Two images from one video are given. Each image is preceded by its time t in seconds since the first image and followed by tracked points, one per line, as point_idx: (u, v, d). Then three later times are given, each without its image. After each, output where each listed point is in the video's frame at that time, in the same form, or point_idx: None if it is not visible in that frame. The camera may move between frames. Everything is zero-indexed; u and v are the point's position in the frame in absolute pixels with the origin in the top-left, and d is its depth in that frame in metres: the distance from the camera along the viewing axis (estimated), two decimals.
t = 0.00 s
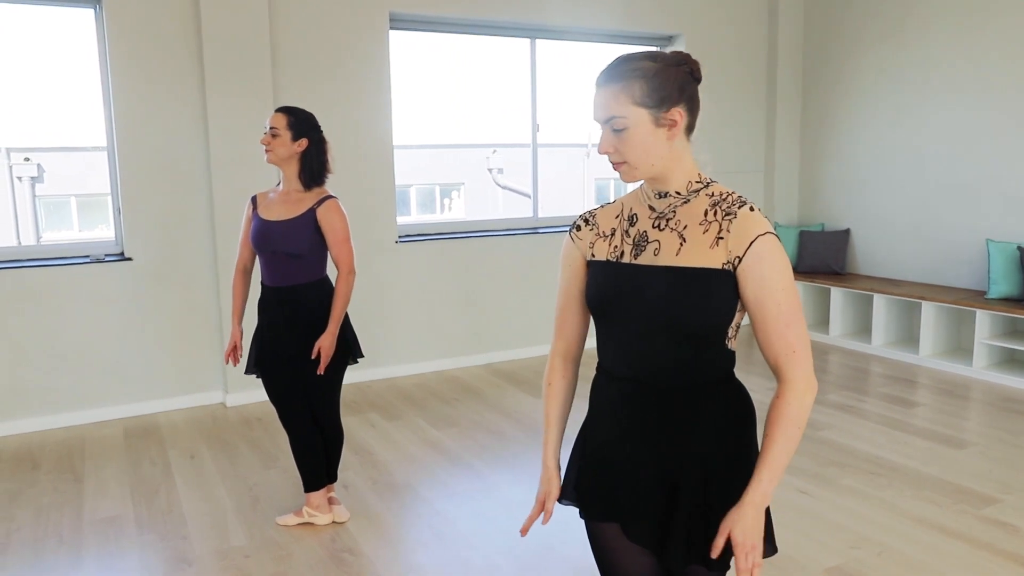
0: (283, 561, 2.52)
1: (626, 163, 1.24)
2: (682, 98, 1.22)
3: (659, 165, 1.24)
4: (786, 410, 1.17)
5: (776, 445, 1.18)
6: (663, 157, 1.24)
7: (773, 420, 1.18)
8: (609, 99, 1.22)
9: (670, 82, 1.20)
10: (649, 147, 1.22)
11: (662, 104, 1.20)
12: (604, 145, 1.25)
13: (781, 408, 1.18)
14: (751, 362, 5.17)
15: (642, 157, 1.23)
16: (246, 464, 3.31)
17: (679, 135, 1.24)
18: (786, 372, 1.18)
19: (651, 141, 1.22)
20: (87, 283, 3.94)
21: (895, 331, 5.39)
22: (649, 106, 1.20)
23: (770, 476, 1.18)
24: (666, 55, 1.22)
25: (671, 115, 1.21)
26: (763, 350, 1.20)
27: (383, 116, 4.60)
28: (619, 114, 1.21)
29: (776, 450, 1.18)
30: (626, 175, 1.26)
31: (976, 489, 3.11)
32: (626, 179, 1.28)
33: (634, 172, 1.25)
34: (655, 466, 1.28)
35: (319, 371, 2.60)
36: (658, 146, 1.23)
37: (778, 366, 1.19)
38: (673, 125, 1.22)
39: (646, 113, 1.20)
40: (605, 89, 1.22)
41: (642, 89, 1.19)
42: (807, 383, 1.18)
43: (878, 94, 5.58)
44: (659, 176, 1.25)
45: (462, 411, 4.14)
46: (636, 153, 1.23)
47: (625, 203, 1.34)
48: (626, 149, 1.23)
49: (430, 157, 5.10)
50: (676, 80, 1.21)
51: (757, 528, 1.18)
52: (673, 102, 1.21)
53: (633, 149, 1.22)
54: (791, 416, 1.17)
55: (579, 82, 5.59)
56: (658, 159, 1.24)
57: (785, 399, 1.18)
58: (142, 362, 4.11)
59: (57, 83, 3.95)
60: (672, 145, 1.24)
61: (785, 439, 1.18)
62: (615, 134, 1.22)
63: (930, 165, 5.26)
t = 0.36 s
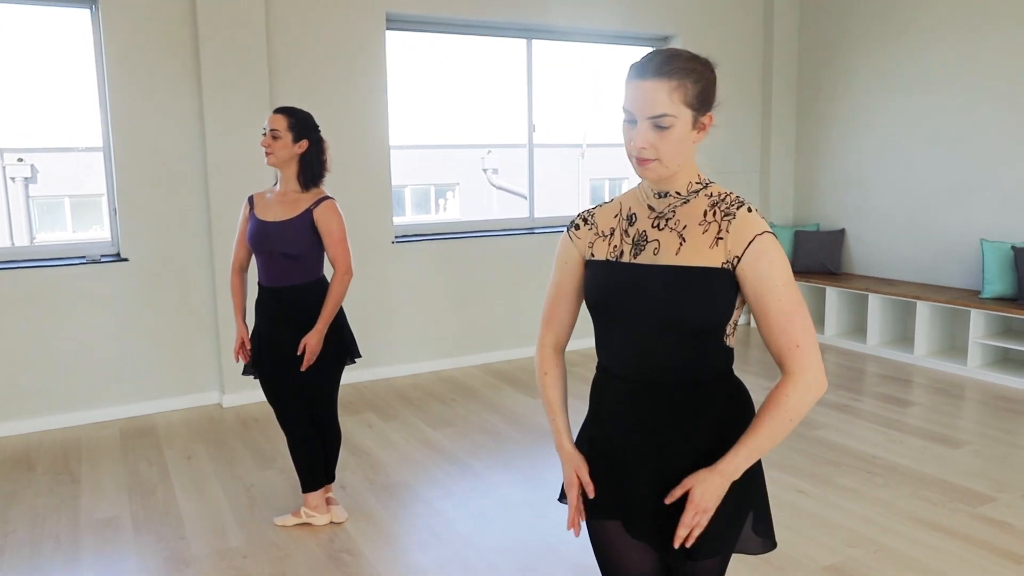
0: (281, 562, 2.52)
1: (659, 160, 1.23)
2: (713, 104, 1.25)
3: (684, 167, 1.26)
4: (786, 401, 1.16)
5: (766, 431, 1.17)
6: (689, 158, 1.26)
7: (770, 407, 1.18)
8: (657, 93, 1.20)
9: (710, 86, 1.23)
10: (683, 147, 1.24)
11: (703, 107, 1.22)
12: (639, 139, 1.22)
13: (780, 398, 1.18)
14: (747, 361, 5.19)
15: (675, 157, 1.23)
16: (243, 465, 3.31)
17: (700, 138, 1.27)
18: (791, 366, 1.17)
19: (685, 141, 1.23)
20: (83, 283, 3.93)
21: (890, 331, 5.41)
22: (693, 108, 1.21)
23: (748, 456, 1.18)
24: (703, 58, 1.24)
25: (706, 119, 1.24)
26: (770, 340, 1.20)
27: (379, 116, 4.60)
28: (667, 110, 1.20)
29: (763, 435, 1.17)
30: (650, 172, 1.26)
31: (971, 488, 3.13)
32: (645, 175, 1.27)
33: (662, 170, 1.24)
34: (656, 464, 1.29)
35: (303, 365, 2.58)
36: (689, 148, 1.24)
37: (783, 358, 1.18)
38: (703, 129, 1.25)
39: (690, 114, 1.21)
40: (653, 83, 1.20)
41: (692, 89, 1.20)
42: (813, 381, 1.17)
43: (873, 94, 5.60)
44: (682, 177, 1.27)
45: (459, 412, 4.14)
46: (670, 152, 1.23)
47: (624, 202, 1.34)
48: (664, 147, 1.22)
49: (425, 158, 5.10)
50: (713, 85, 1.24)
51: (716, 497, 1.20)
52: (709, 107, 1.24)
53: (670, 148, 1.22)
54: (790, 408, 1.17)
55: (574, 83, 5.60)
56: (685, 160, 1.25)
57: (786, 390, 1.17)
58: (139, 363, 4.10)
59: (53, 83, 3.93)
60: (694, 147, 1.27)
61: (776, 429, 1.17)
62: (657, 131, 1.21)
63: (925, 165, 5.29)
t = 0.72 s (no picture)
0: (256, 564, 2.51)
1: (645, 158, 1.28)
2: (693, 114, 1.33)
3: (662, 170, 1.31)
4: (757, 389, 1.17)
5: (736, 418, 1.18)
6: (667, 162, 1.32)
7: (741, 396, 1.18)
8: (656, 93, 1.25)
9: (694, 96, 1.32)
10: (667, 148, 1.30)
11: (689, 113, 1.30)
12: (632, 135, 1.26)
13: (752, 386, 1.18)
14: (720, 359, 5.26)
15: (659, 157, 1.29)
16: (217, 467, 3.29)
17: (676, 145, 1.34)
18: (765, 356, 1.18)
19: (669, 144, 1.29)
20: (52, 286, 3.87)
21: (859, 329, 5.51)
22: (683, 112, 1.28)
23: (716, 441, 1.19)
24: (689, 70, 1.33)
25: (687, 125, 1.31)
26: (745, 331, 1.21)
27: (354, 116, 4.59)
28: (663, 110, 1.26)
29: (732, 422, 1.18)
30: (634, 169, 1.29)
31: (937, 481, 3.21)
32: (623, 173, 1.30)
33: (646, 168, 1.29)
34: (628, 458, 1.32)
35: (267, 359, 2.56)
36: (670, 151, 1.31)
37: (756, 349, 1.19)
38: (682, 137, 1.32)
39: (680, 118, 1.28)
40: (653, 83, 1.25)
41: (684, 93, 1.28)
42: (787, 372, 1.17)
43: (842, 97, 5.71)
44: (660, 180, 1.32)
45: (435, 412, 4.15)
46: (656, 152, 1.28)
47: (594, 201, 1.37)
48: (653, 145, 1.27)
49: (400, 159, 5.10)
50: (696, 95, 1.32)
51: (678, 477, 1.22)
52: (690, 115, 1.32)
53: (658, 147, 1.28)
54: (761, 396, 1.17)
55: (549, 84, 5.63)
56: (665, 163, 1.31)
57: (759, 379, 1.18)
58: (110, 366, 4.05)
59: (21, 82, 3.88)
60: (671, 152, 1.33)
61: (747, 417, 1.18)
62: (651, 128, 1.26)
63: (892, 166, 5.40)
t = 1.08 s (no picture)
0: (233, 564, 2.54)
1: (618, 165, 1.34)
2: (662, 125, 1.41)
3: (631, 177, 1.38)
4: (716, 373, 1.19)
5: (696, 400, 1.19)
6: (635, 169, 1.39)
7: (702, 381, 1.20)
8: (634, 103, 1.32)
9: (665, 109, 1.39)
10: (638, 156, 1.36)
11: (660, 125, 1.37)
12: (608, 142, 1.32)
13: (712, 371, 1.20)
14: (691, 359, 5.35)
15: (630, 164, 1.36)
16: (193, 469, 3.30)
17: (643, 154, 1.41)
18: (724, 347, 1.21)
19: (640, 152, 1.36)
20: (23, 289, 3.85)
21: (826, 328, 5.64)
22: (655, 124, 1.36)
23: (676, 426, 1.18)
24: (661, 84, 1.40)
25: (656, 136, 1.39)
26: (704, 324, 1.24)
27: (328, 119, 4.61)
28: (640, 120, 1.32)
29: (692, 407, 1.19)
30: (607, 174, 1.35)
31: (899, 474, 3.31)
32: (594, 178, 1.36)
33: (617, 174, 1.35)
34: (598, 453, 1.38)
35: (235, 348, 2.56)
36: (640, 159, 1.38)
37: (716, 339, 1.23)
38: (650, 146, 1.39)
39: (652, 129, 1.35)
40: (631, 93, 1.31)
41: (658, 106, 1.35)
42: (745, 361, 1.21)
43: (809, 101, 5.85)
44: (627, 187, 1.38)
45: (410, 413, 4.18)
46: (628, 159, 1.35)
47: (563, 205, 1.43)
48: (626, 153, 1.34)
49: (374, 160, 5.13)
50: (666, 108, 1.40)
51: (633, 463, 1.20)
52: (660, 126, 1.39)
53: (630, 155, 1.35)
54: (720, 382, 1.19)
55: (522, 86, 5.69)
56: (633, 171, 1.38)
57: (719, 370, 1.20)
58: (83, 369, 4.03)
59: None
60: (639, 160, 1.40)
61: (707, 403, 1.19)
62: (625, 137, 1.32)
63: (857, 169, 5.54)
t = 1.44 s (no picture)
0: (228, 561, 2.59)
1: (602, 173, 1.41)
2: (644, 136, 1.48)
3: (613, 184, 1.45)
4: (687, 359, 1.25)
5: (668, 384, 1.24)
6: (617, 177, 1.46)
7: (674, 364, 1.26)
8: (618, 114, 1.39)
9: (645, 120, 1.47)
10: (619, 165, 1.44)
11: (642, 134, 1.45)
12: (592, 151, 1.40)
13: (684, 359, 1.26)
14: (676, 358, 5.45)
15: (613, 172, 1.43)
16: (187, 469, 3.35)
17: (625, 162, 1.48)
18: (697, 332, 1.27)
19: (623, 161, 1.44)
20: (14, 292, 3.87)
21: (809, 327, 5.74)
22: (637, 133, 1.43)
23: (649, 404, 1.23)
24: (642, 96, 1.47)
25: (638, 145, 1.46)
26: (677, 316, 1.31)
27: (317, 122, 4.66)
28: (623, 130, 1.39)
29: (665, 387, 1.24)
30: (591, 181, 1.42)
31: (877, 469, 3.40)
32: (580, 185, 1.43)
33: (601, 181, 1.42)
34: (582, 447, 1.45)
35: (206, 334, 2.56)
36: (622, 167, 1.45)
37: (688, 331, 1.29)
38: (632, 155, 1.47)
39: (634, 139, 1.43)
40: (616, 105, 1.38)
41: (640, 117, 1.42)
42: (716, 350, 1.27)
43: (792, 104, 5.95)
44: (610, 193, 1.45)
45: (400, 412, 4.24)
46: (612, 168, 1.42)
47: (550, 211, 1.49)
48: (610, 162, 1.41)
49: (363, 162, 5.18)
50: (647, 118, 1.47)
51: (604, 439, 1.23)
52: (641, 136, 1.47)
53: (613, 163, 1.42)
54: (691, 368, 1.25)
55: (509, 88, 5.76)
56: (616, 178, 1.45)
57: (693, 353, 1.26)
58: (75, 371, 4.06)
59: None
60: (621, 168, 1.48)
61: (679, 386, 1.25)
62: (609, 146, 1.39)
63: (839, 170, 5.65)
